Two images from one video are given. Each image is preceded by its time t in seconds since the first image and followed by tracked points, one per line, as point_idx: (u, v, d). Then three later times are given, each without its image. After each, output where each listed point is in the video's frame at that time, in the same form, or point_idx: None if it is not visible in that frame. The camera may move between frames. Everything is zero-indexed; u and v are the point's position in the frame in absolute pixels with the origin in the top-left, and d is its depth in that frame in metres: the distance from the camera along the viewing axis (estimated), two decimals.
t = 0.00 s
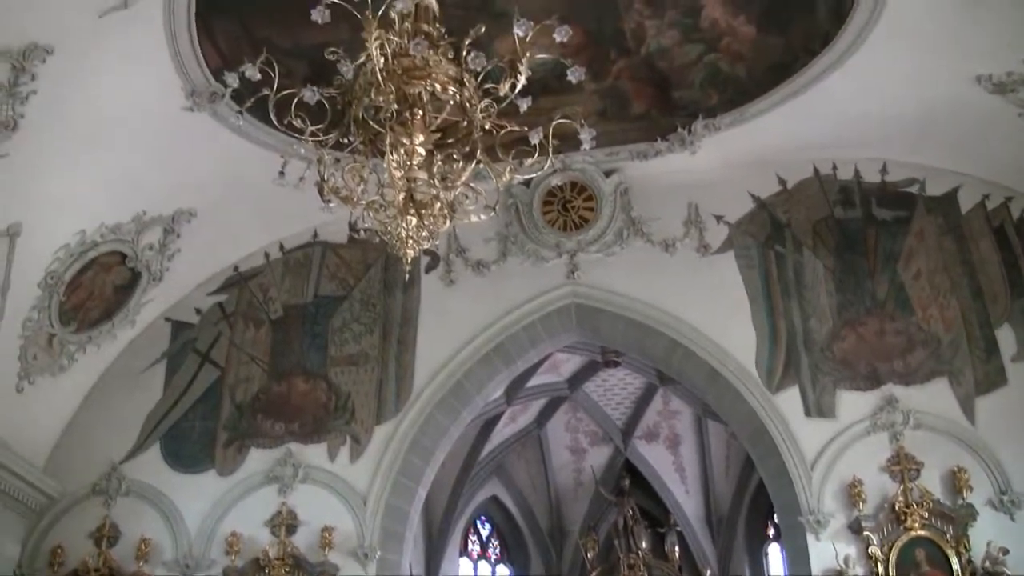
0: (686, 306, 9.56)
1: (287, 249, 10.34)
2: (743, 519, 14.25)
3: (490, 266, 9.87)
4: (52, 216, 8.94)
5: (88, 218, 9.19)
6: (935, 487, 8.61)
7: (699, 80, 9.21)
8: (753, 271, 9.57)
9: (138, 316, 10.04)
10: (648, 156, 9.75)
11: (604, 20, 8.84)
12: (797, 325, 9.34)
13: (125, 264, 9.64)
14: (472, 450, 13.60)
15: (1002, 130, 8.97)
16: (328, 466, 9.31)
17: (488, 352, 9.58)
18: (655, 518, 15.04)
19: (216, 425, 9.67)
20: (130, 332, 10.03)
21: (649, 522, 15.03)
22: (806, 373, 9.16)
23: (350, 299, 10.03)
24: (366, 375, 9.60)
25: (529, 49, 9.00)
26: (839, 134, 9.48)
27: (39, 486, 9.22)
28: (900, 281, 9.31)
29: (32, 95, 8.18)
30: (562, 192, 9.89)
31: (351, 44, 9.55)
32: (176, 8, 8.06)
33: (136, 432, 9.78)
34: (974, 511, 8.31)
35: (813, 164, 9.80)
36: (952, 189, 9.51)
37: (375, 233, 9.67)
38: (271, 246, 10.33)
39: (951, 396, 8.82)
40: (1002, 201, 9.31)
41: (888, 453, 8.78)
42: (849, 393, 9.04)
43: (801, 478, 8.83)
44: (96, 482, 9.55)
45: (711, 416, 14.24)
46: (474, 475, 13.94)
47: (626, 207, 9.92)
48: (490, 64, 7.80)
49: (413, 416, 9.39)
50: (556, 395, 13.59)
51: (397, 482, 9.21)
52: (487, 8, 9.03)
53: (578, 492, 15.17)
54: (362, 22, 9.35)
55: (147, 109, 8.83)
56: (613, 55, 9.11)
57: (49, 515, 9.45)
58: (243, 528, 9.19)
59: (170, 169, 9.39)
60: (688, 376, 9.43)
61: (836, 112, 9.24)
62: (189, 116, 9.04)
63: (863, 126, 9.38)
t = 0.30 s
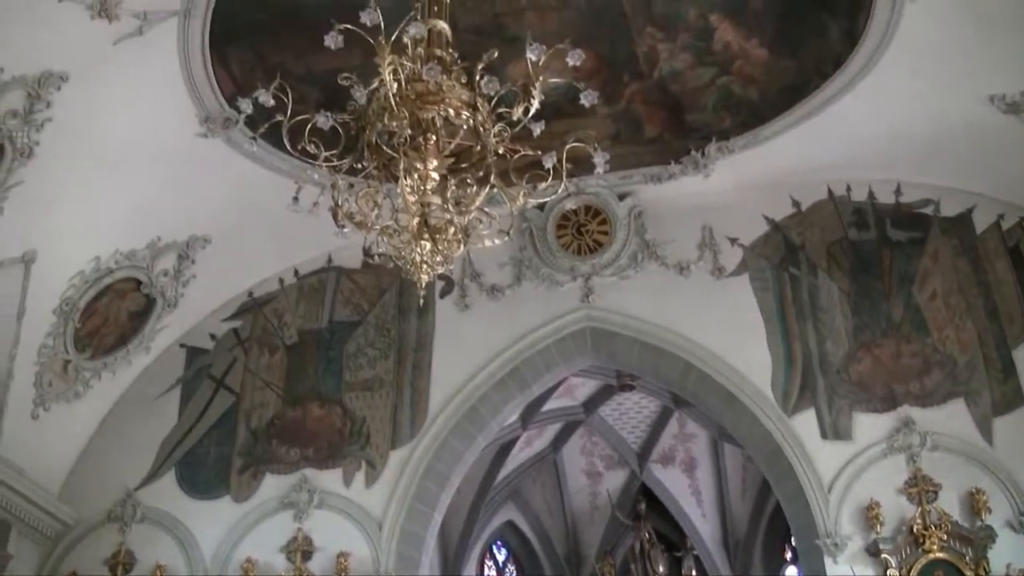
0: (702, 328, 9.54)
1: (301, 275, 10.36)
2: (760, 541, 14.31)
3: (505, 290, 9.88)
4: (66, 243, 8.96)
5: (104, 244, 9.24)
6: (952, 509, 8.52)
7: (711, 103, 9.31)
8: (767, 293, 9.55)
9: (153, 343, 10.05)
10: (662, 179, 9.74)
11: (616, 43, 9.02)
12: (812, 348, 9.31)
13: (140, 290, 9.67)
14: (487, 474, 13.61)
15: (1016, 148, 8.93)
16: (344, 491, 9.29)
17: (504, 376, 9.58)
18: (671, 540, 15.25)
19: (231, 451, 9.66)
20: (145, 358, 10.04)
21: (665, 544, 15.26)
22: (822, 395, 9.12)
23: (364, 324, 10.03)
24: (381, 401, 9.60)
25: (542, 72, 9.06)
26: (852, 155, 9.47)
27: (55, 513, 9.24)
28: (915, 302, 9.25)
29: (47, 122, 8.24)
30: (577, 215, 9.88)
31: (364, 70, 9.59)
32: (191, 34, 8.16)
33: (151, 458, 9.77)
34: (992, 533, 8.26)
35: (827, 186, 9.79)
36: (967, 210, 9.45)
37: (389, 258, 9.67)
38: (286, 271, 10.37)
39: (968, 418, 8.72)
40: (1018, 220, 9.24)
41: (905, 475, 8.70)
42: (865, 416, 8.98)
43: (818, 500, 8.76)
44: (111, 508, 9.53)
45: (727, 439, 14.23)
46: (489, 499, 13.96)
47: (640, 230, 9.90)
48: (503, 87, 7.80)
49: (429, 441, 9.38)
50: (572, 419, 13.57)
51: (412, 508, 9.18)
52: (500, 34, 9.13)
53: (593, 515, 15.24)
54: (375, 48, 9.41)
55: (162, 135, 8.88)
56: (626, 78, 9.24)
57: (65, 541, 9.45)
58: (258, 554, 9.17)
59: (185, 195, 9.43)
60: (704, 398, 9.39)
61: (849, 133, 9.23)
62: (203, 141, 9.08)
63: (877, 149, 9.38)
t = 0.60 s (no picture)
0: (708, 353, 9.53)
1: (307, 302, 10.35)
2: (768, 567, 14.15)
3: (511, 316, 9.87)
4: (72, 270, 8.96)
5: (110, 272, 9.23)
6: (961, 532, 8.47)
7: (717, 127, 9.29)
8: (774, 317, 9.53)
9: (159, 370, 10.04)
10: (667, 205, 9.78)
11: (621, 68, 9.04)
12: (819, 372, 9.29)
13: (146, 318, 9.66)
14: (494, 502, 13.60)
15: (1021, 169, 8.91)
16: (351, 519, 9.27)
17: (510, 402, 9.56)
18: (679, 566, 15.37)
19: (237, 478, 9.65)
20: (151, 386, 10.02)
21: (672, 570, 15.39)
22: (829, 419, 9.09)
23: (370, 351, 10.01)
24: (388, 427, 9.58)
25: (547, 98, 9.05)
26: (859, 178, 9.46)
27: (61, 541, 9.23)
28: (922, 326, 9.22)
29: (53, 151, 8.25)
30: (583, 241, 9.88)
31: (369, 97, 9.60)
32: (197, 60, 8.26)
33: (157, 486, 9.75)
34: (1001, 557, 8.21)
35: (833, 210, 9.78)
36: (973, 233, 9.43)
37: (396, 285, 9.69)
38: (292, 299, 10.36)
39: (977, 441, 8.67)
40: None
41: (914, 499, 8.65)
42: (872, 439, 8.94)
43: (826, 525, 8.71)
44: (117, 536, 9.53)
45: (735, 464, 14.15)
46: (496, 527, 13.94)
47: (646, 255, 9.91)
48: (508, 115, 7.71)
49: (436, 467, 9.36)
50: (579, 444, 13.53)
51: (419, 535, 9.15)
52: (504, 60, 9.16)
53: (601, 542, 15.41)
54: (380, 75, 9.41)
55: (168, 162, 8.91)
56: (631, 103, 9.26)
57: (72, 568, 9.48)
58: None
59: (190, 223, 9.42)
60: (711, 423, 9.37)
61: (855, 157, 9.24)
62: (209, 169, 9.12)
63: (881, 172, 9.38)
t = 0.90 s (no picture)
0: (713, 374, 9.52)
1: (311, 326, 10.35)
2: None
3: (515, 339, 9.88)
4: (77, 296, 8.97)
5: (114, 297, 9.24)
6: (970, 553, 8.39)
7: (720, 147, 9.28)
8: (779, 338, 9.52)
9: (164, 396, 10.02)
10: (671, 227, 9.80)
11: (623, 89, 9.04)
12: (825, 392, 9.26)
13: (151, 342, 9.65)
14: (500, 525, 13.55)
15: None
16: (357, 544, 9.24)
17: (515, 425, 9.56)
18: None
19: (242, 503, 9.67)
20: (155, 411, 9.99)
21: None
22: (835, 440, 9.05)
23: (375, 375, 10.01)
24: (393, 451, 9.57)
25: (550, 120, 9.07)
26: (862, 198, 9.43)
27: (66, 566, 9.17)
28: (927, 345, 9.17)
29: (57, 177, 8.28)
30: (587, 263, 9.88)
31: (372, 120, 9.61)
32: (200, 85, 8.29)
33: (163, 511, 9.79)
34: None
35: (836, 230, 9.75)
36: (977, 252, 9.40)
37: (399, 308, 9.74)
38: (296, 323, 10.35)
39: (985, 461, 8.60)
40: None
41: (922, 519, 8.61)
42: (879, 459, 8.91)
43: (833, 546, 8.69)
44: (123, 561, 9.57)
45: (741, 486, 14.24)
46: (503, 550, 13.89)
47: (649, 277, 9.91)
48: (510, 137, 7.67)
49: (442, 490, 9.36)
50: (585, 467, 13.50)
51: (425, 559, 9.12)
52: (507, 83, 9.18)
53: (608, 563, 15.32)
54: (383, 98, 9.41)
55: (171, 187, 8.93)
56: (634, 125, 9.26)
57: None
58: None
59: (193, 247, 9.43)
60: (716, 444, 9.34)
61: (858, 176, 9.22)
62: (213, 194, 9.14)
63: (884, 192, 9.36)
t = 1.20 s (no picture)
0: (719, 392, 9.49)
1: (315, 344, 10.34)
2: None
3: (519, 357, 9.88)
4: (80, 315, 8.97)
5: (118, 316, 9.25)
6: (976, 570, 8.37)
7: (723, 165, 9.31)
8: (783, 355, 9.51)
9: (167, 414, 10.03)
10: (676, 245, 9.78)
11: (626, 107, 9.11)
12: (829, 411, 9.24)
13: (154, 361, 9.66)
14: (505, 543, 13.57)
15: None
16: (361, 563, 9.18)
17: (519, 443, 9.54)
18: None
19: (246, 522, 9.57)
20: (158, 430, 10.02)
21: None
22: (840, 458, 9.04)
23: (379, 393, 9.98)
24: (398, 469, 9.55)
25: (553, 139, 9.10)
26: (866, 215, 9.43)
27: None
28: (931, 362, 9.16)
29: (61, 195, 8.28)
30: (590, 282, 9.90)
31: (376, 139, 9.62)
32: (203, 104, 8.34)
33: (165, 529, 9.69)
34: None
35: (840, 247, 9.74)
36: (981, 268, 9.36)
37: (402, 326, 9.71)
38: (300, 341, 10.36)
39: (990, 477, 8.58)
40: None
41: (927, 537, 8.58)
42: (883, 477, 8.88)
43: (839, 564, 8.63)
44: None
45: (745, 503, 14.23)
46: (507, 569, 13.89)
47: (654, 294, 9.92)
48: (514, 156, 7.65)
49: (446, 508, 9.34)
50: (589, 485, 13.53)
51: None
52: (510, 100, 9.23)
53: None
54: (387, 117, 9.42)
55: (175, 207, 8.95)
56: (638, 143, 9.32)
57: None
58: None
59: (197, 266, 9.44)
60: (721, 462, 9.30)
61: (862, 193, 9.23)
62: (217, 213, 9.16)
63: (888, 209, 9.36)
